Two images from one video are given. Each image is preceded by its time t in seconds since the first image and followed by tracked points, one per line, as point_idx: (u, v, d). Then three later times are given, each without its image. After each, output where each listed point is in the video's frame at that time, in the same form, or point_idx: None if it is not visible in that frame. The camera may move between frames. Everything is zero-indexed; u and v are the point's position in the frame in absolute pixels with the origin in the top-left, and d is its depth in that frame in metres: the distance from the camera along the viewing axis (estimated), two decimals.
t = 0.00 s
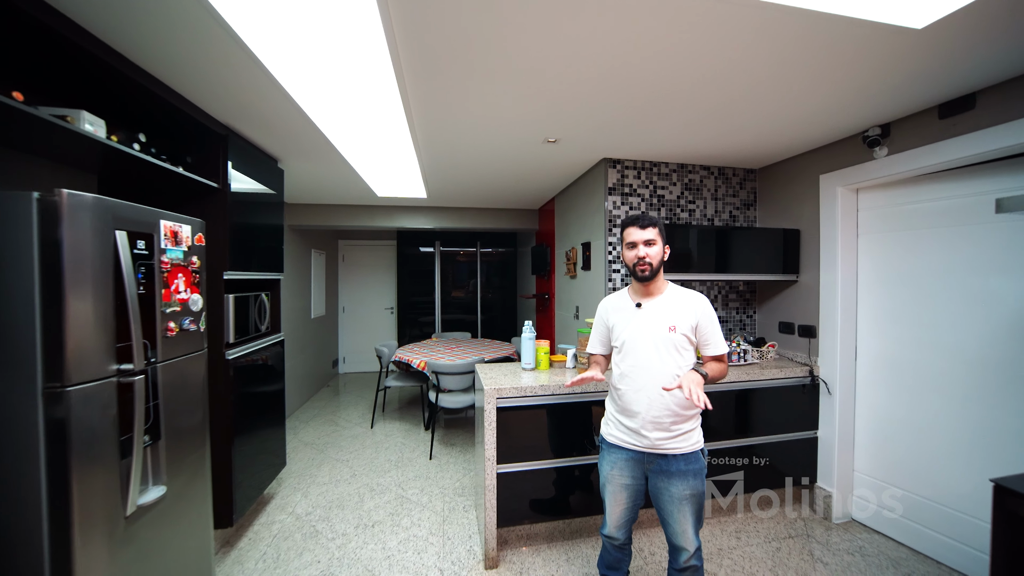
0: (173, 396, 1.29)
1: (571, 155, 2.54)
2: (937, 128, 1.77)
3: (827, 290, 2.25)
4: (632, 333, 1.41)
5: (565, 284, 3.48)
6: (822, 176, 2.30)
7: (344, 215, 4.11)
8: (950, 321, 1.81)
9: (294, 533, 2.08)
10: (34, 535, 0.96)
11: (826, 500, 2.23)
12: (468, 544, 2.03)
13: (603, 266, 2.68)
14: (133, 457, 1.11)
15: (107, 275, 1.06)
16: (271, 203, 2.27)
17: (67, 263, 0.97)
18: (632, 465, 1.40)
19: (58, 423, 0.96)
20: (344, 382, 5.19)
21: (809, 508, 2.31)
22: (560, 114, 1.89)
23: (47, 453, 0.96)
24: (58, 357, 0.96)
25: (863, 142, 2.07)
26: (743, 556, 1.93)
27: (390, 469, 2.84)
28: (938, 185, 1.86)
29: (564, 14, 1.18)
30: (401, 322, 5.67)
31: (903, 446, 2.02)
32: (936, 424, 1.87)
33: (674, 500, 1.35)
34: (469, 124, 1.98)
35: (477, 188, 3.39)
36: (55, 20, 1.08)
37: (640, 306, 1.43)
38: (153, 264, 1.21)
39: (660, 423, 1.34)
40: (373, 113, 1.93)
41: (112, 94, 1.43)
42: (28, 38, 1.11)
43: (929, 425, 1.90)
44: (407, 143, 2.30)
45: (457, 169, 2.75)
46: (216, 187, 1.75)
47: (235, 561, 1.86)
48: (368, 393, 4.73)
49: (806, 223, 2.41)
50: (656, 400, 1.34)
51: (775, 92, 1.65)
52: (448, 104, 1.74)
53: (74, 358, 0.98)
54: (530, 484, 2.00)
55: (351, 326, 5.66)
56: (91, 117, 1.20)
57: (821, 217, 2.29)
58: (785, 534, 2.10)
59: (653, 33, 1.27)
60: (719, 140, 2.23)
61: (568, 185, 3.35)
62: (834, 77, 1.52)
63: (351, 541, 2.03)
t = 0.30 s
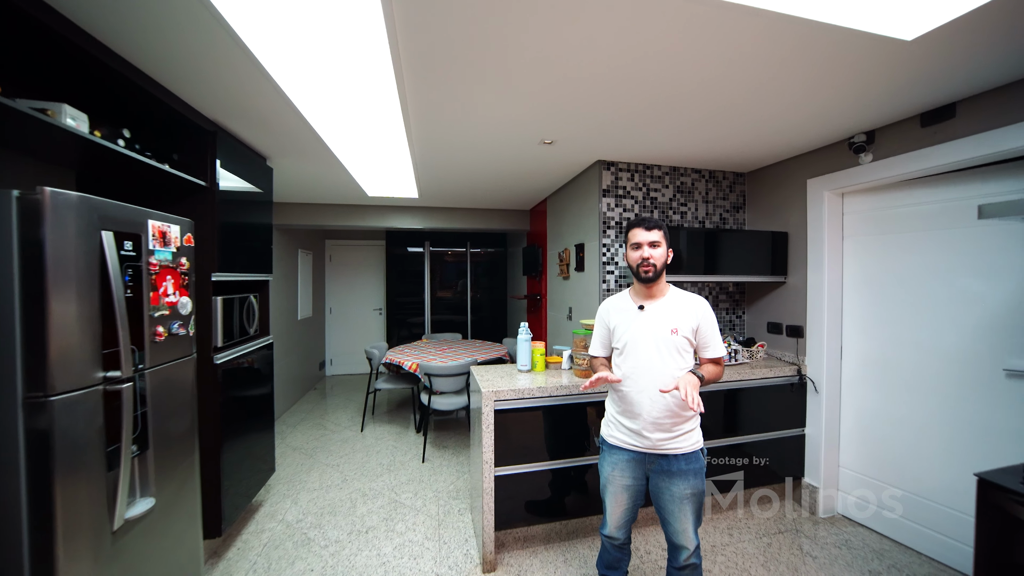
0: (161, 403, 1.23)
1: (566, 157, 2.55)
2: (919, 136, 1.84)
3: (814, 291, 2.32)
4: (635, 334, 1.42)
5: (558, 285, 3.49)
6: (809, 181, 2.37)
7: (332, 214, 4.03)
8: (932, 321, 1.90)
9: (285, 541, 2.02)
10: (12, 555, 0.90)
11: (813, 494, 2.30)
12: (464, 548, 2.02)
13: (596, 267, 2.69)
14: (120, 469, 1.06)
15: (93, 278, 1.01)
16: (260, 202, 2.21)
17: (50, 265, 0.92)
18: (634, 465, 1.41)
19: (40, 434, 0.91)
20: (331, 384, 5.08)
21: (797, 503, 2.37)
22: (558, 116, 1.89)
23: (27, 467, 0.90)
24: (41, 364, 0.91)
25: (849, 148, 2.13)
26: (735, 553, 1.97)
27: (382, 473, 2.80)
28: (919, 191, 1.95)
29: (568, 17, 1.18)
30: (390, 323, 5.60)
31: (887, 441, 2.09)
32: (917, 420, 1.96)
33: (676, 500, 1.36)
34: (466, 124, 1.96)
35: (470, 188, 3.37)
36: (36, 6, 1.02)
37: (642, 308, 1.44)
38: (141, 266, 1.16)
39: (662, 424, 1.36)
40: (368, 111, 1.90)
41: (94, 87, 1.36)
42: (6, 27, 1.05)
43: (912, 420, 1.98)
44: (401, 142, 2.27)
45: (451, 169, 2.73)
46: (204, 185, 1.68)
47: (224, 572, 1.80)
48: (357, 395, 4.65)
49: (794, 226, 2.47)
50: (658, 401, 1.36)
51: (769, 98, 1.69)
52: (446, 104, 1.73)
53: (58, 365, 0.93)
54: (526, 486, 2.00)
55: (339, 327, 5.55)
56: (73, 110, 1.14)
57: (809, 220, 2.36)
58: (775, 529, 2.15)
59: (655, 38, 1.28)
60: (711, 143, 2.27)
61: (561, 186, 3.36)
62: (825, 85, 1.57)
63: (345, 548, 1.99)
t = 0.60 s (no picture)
0: (153, 410, 1.19)
1: (561, 159, 2.57)
2: (900, 144, 1.92)
3: (800, 293, 2.39)
4: (639, 337, 1.44)
5: (551, 286, 3.51)
6: (795, 186, 2.44)
7: (321, 214, 3.95)
8: (912, 321, 1.99)
9: (278, 549, 1.97)
10: None
11: (799, 489, 2.37)
12: (462, 551, 2.01)
13: (591, 269, 2.72)
14: (113, 480, 1.02)
15: (84, 282, 0.97)
16: (250, 201, 2.15)
17: (39, 269, 0.87)
18: (638, 466, 1.42)
19: (29, 446, 0.87)
20: (319, 387, 4.98)
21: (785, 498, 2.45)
22: (556, 119, 1.90)
23: (14, 481, 0.86)
24: (29, 373, 0.87)
25: (834, 155, 2.21)
26: (727, 547, 2.02)
27: (375, 477, 2.76)
28: (900, 197, 2.04)
29: (573, 22, 1.19)
30: (379, 325, 5.52)
31: (870, 437, 2.17)
32: (898, 416, 2.05)
33: (679, 499, 1.39)
34: (464, 125, 1.95)
35: (462, 189, 3.36)
36: None
37: (645, 311, 1.46)
38: (133, 269, 1.12)
39: (665, 425, 1.38)
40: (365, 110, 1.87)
41: (80, 83, 1.30)
42: None
43: (893, 416, 2.07)
44: (397, 141, 2.25)
45: (446, 170, 2.71)
46: (194, 185, 1.63)
47: None
48: (346, 398, 4.58)
49: (781, 229, 2.55)
50: (662, 402, 1.38)
51: (761, 105, 1.73)
52: (445, 105, 1.72)
53: (47, 374, 0.89)
54: (524, 487, 2.00)
55: (326, 329, 5.45)
56: (59, 106, 1.09)
57: (795, 224, 2.43)
58: (765, 523, 2.22)
59: (656, 45, 1.30)
60: (703, 148, 2.32)
61: (554, 188, 3.37)
62: (815, 94, 1.62)
63: (340, 555, 1.96)
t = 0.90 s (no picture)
0: (144, 415, 1.16)
1: (554, 161, 2.59)
2: (880, 150, 2.00)
3: (786, 292, 2.46)
4: (637, 335, 1.46)
5: (543, 287, 3.53)
6: (781, 189, 2.52)
7: (309, 213, 3.88)
8: (892, 320, 2.07)
9: (269, 555, 1.94)
10: None
11: (785, 483, 2.45)
12: (458, 552, 2.01)
13: (583, 270, 2.74)
14: (103, 489, 0.99)
15: (73, 283, 0.93)
16: (239, 201, 2.10)
17: (27, 271, 0.84)
18: (634, 463, 1.45)
19: (16, 455, 0.84)
20: (306, 389, 4.89)
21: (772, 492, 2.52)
22: (552, 121, 1.92)
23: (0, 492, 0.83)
24: (15, 378, 0.83)
25: (818, 159, 2.28)
26: (718, 541, 2.06)
27: (368, 480, 2.73)
28: (880, 201, 2.12)
29: (573, 26, 1.20)
30: (368, 325, 5.46)
31: (852, 431, 2.25)
32: (879, 411, 2.13)
33: (674, 494, 1.42)
34: (460, 125, 1.95)
35: (455, 189, 3.35)
36: None
37: (643, 310, 1.50)
38: (122, 270, 1.08)
39: (663, 422, 1.41)
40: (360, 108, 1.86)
41: (64, 77, 1.26)
42: None
43: (874, 412, 2.15)
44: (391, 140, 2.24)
45: (439, 170, 2.70)
46: (183, 183, 1.58)
47: None
48: (335, 400, 4.51)
49: (767, 231, 2.62)
50: (659, 399, 1.41)
51: (751, 110, 1.78)
52: (441, 105, 1.72)
53: (35, 380, 0.85)
54: (519, 487, 2.01)
55: (314, 330, 5.35)
56: (43, 101, 1.05)
57: (781, 226, 2.50)
58: (753, 517, 2.28)
59: (653, 51, 1.33)
60: (694, 151, 2.37)
61: (546, 189, 3.39)
62: (803, 101, 1.68)
63: (334, 559, 1.93)
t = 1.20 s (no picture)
0: (132, 418, 1.12)
1: (547, 161, 2.60)
2: (861, 155, 2.08)
3: (772, 292, 2.53)
4: (618, 334, 1.49)
5: (534, 286, 3.55)
6: (767, 192, 2.59)
7: (296, 211, 3.81)
8: (871, 318, 2.16)
9: (260, 560, 1.90)
10: None
11: (771, 477, 2.53)
12: (453, 552, 2.00)
13: (575, 270, 2.77)
14: (92, 495, 0.95)
15: (60, 284, 0.90)
16: (227, 199, 2.05)
17: (12, 272, 0.80)
18: (617, 456, 1.48)
19: None
20: (293, 391, 4.80)
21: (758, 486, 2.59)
22: (546, 122, 1.93)
23: None
24: None
25: (802, 163, 2.36)
26: (708, 535, 2.11)
27: (359, 482, 2.70)
28: (860, 204, 2.21)
29: (573, 28, 1.21)
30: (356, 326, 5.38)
31: (836, 426, 2.33)
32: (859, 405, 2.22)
33: (657, 487, 1.45)
34: (454, 125, 1.94)
35: (446, 188, 3.33)
36: None
37: (625, 310, 1.52)
38: (110, 270, 1.05)
39: (645, 417, 1.44)
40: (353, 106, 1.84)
41: (43, 67, 1.20)
42: None
43: (855, 406, 2.24)
44: (384, 139, 2.22)
45: (431, 169, 2.69)
46: (169, 180, 1.54)
47: None
48: (323, 401, 4.44)
49: (753, 232, 2.69)
50: (642, 395, 1.44)
51: (741, 114, 1.83)
52: (437, 104, 1.71)
53: (18, 385, 0.82)
54: (514, 486, 2.02)
55: (300, 331, 5.24)
56: (24, 93, 1.00)
57: (766, 228, 2.58)
58: (741, 510, 2.34)
59: (649, 54, 1.35)
60: (685, 153, 2.41)
61: (538, 189, 3.41)
62: (790, 106, 1.73)
63: (326, 563, 1.90)
